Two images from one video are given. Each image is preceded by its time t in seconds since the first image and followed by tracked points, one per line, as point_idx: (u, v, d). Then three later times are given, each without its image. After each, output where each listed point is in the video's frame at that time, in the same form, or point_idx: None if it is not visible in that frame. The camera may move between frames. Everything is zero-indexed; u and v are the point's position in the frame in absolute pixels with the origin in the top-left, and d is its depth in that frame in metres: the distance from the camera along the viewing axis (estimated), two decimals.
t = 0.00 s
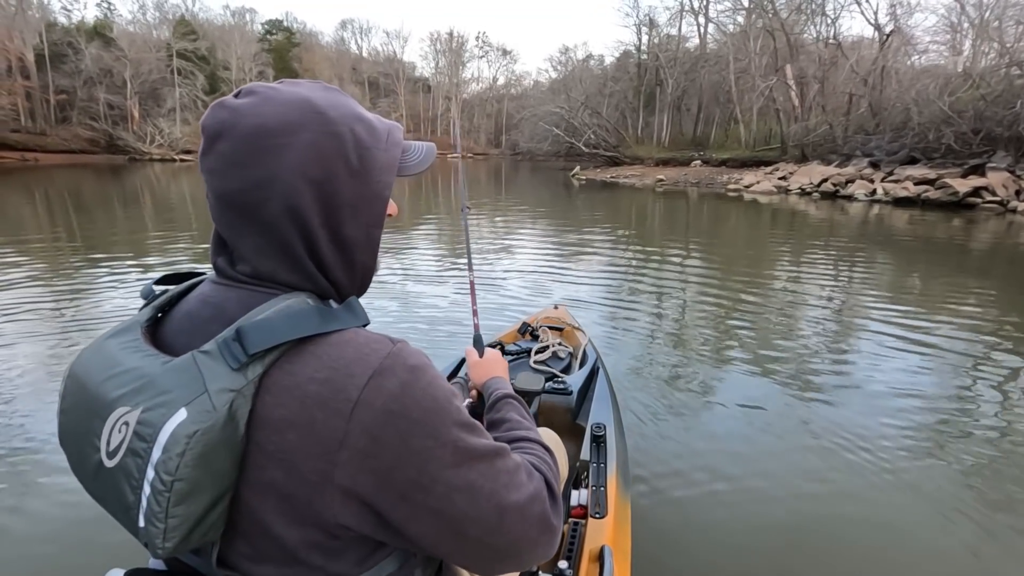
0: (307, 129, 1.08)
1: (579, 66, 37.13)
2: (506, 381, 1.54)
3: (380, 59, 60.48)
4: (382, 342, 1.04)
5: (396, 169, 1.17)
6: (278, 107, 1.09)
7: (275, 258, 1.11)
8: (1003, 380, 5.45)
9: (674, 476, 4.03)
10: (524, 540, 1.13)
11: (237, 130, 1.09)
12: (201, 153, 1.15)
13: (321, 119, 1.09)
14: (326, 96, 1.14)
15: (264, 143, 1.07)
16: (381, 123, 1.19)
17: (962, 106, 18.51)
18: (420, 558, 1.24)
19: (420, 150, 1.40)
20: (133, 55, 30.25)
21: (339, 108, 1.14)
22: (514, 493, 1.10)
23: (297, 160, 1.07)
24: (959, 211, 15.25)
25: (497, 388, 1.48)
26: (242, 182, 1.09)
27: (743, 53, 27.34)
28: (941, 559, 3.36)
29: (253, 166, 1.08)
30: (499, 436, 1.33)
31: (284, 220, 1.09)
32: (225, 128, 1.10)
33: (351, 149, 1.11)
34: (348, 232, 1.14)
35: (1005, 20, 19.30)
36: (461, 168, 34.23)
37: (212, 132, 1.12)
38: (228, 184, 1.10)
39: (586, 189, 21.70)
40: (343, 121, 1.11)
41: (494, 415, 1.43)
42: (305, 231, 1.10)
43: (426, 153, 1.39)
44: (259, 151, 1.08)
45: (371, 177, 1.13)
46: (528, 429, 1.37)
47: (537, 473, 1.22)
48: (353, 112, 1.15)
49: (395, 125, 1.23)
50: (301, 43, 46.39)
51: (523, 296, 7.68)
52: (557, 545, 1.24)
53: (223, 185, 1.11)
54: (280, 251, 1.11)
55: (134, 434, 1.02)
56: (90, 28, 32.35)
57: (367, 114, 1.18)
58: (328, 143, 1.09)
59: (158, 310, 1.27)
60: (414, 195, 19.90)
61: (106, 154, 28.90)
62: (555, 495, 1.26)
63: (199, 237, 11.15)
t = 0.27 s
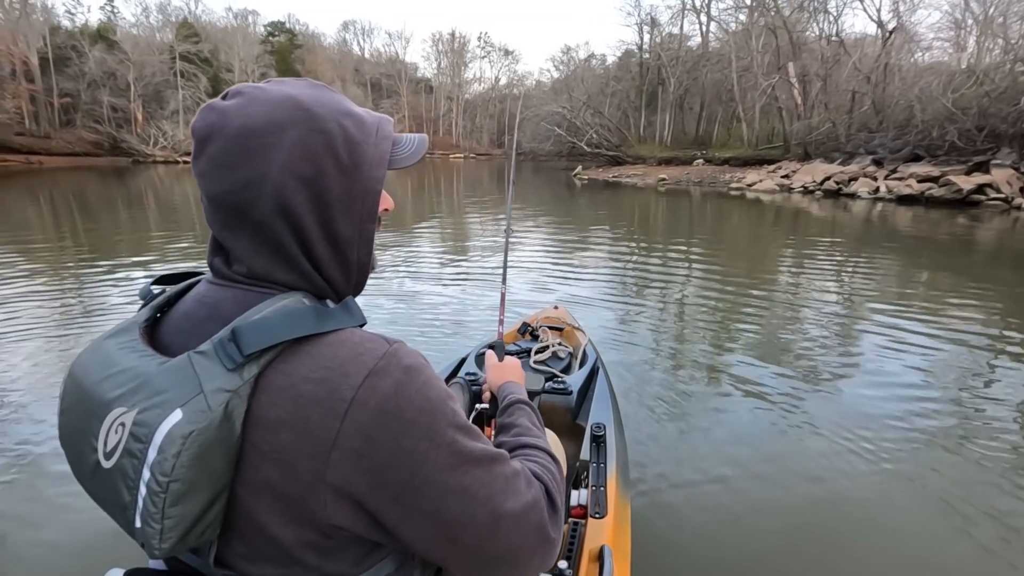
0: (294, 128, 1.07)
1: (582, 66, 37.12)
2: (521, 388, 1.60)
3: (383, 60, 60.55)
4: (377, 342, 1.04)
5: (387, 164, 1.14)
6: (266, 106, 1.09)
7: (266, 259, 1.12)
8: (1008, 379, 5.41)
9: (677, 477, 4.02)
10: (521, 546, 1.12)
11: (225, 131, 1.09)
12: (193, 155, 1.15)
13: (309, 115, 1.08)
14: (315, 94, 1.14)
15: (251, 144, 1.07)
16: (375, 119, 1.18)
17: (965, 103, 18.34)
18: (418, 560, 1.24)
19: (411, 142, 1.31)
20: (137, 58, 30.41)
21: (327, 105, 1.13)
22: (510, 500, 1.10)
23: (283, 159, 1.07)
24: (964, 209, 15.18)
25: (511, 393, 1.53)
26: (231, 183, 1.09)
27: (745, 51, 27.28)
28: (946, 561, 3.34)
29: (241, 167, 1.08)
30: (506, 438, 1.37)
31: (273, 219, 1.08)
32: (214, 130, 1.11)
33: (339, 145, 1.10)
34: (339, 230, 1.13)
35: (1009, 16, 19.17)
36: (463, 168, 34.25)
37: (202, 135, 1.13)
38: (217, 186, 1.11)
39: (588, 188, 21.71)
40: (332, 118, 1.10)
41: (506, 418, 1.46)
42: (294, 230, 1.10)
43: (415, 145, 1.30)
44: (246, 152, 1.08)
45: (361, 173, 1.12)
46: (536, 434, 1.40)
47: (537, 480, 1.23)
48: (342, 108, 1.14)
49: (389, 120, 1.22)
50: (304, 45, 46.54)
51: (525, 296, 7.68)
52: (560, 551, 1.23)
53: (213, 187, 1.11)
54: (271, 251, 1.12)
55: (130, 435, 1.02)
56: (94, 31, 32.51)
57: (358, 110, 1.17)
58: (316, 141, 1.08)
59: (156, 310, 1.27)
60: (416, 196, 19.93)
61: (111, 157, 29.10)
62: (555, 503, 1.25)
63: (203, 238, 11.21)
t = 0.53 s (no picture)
0: (294, 128, 1.07)
1: (584, 65, 37.10)
2: (529, 398, 1.64)
3: (386, 60, 60.57)
4: (378, 343, 1.04)
5: (389, 162, 1.13)
6: (266, 107, 1.09)
7: (267, 260, 1.12)
8: (1012, 380, 5.39)
9: (680, 477, 4.01)
10: (521, 551, 1.11)
11: (227, 133, 1.10)
12: (197, 156, 1.16)
13: (309, 115, 1.09)
14: (317, 93, 1.13)
15: (251, 144, 1.08)
16: (377, 118, 1.18)
17: (968, 102, 18.36)
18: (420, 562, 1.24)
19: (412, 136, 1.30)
20: (140, 59, 30.49)
21: (328, 104, 1.12)
22: (511, 506, 1.10)
23: (283, 160, 1.07)
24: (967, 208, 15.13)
25: (519, 401, 1.57)
26: (233, 184, 1.09)
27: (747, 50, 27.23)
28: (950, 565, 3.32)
29: (242, 167, 1.08)
30: (511, 445, 1.40)
31: (275, 218, 1.08)
32: (216, 131, 1.11)
33: (340, 145, 1.10)
34: (340, 229, 1.13)
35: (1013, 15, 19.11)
36: (466, 169, 34.25)
37: (204, 135, 1.13)
38: (219, 187, 1.11)
39: (590, 188, 21.70)
40: (334, 117, 1.10)
41: (513, 425, 1.50)
42: (295, 230, 1.11)
43: (418, 141, 1.29)
44: (247, 152, 1.08)
45: (362, 172, 1.11)
46: (540, 443, 1.43)
47: (538, 488, 1.23)
48: (343, 106, 1.13)
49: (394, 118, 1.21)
50: (306, 46, 46.63)
51: (527, 296, 7.69)
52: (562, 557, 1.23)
53: (214, 189, 1.11)
54: (272, 251, 1.12)
55: (132, 434, 1.03)
56: (98, 32, 32.61)
57: (360, 109, 1.16)
58: (316, 140, 1.08)
59: (159, 311, 1.27)
60: (419, 196, 19.93)
61: (114, 157, 29.21)
62: (556, 510, 1.25)
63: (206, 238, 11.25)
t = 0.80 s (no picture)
0: (285, 129, 1.08)
1: (587, 66, 37.06)
2: (532, 403, 1.65)
3: (389, 61, 60.65)
4: (375, 341, 1.03)
5: (378, 161, 1.11)
6: (261, 109, 1.09)
7: (261, 261, 1.12)
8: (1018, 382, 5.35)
9: (683, 478, 4.00)
10: (518, 556, 1.11)
11: (222, 136, 1.10)
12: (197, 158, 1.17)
13: (301, 115, 1.08)
14: (311, 94, 1.13)
15: (245, 146, 1.08)
16: (369, 117, 1.16)
17: (973, 103, 18.24)
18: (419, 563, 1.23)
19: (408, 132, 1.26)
20: (145, 60, 30.61)
21: (321, 105, 1.12)
22: (509, 510, 1.09)
23: (274, 161, 1.07)
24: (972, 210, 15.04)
25: (520, 405, 1.58)
26: (229, 187, 1.10)
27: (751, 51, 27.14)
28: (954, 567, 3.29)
29: (237, 169, 1.09)
30: (512, 450, 1.41)
31: (268, 220, 1.09)
32: (213, 134, 1.12)
33: (331, 146, 1.09)
34: (333, 231, 1.12)
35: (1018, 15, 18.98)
36: (469, 169, 34.25)
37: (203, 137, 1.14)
38: (214, 189, 1.12)
39: (593, 189, 21.67)
40: (325, 118, 1.09)
41: (514, 430, 1.51)
42: (288, 232, 1.11)
43: (418, 140, 1.23)
44: (241, 153, 1.08)
45: (352, 172, 1.10)
46: (541, 448, 1.43)
47: (537, 493, 1.23)
48: (336, 107, 1.13)
49: (387, 118, 1.20)
50: (310, 47, 46.72)
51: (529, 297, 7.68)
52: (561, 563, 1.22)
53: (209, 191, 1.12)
54: (267, 252, 1.12)
55: (130, 430, 1.03)
56: (103, 34, 32.74)
57: (354, 109, 1.16)
58: (306, 141, 1.08)
59: (162, 309, 1.27)
60: (421, 196, 19.94)
61: (118, 158, 29.35)
62: (555, 515, 1.24)
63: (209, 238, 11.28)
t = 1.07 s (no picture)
0: (274, 128, 1.08)
1: (591, 66, 37.01)
2: (540, 408, 1.65)
3: (393, 60, 60.69)
4: (363, 344, 1.04)
5: (358, 162, 1.08)
6: (254, 108, 1.10)
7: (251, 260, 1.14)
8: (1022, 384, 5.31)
9: (683, 477, 4.00)
10: (503, 563, 1.10)
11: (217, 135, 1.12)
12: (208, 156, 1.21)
13: (291, 115, 1.09)
14: (306, 94, 1.13)
15: (235, 147, 1.10)
16: (362, 116, 1.14)
17: (978, 103, 18.12)
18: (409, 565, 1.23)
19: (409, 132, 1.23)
20: (149, 59, 30.69)
21: (313, 105, 1.12)
22: (497, 519, 1.09)
23: (260, 161, 1.07)
24: (976, 211, 14.96)
25: (528, 410, 1.58)
26: (224, 184, 1.11)
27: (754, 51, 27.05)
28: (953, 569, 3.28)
29: (228, 169, 1.11)
30: (515, 455, 1.41)
31: (254, 220, 1.10)
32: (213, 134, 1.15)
33: (315, 146, 1.08)
34: (320, 232, 1.11)
35: None
36: (472, 169, 34.25)
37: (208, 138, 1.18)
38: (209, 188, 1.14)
39: (595, 188, 21.65)
40: (310, 119, 1.09)
41: (520, 434, 1.52)
42: (275, 233, 1.11)
43: (412, 139, 1.17)
44: (232, 154, 1.10)
45: (333, 173, 1.08)
46: (545, 455, 1.44)
47: (532, 501, 1.23)
48: (327, 107, 1.12)
49: (384, 118, 1.17)
50: (314, 46, 46.77)
51: (531, 296, 7.68)
52: (553, 572, 1.21)
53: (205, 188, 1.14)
54: (259, 251, 1.13)
55: (120, 422, 1.05)
56: (108, 33, 32.86)
57: (345, 109, 1.14)
58: (292, 140, 1.07)
59: (168, 305, 1.28)
60: (425, 195, 19.96)
61: (123, 157, 29.46)
62: (548, 524, 1.24)
63: (212, 237, 11.32)
